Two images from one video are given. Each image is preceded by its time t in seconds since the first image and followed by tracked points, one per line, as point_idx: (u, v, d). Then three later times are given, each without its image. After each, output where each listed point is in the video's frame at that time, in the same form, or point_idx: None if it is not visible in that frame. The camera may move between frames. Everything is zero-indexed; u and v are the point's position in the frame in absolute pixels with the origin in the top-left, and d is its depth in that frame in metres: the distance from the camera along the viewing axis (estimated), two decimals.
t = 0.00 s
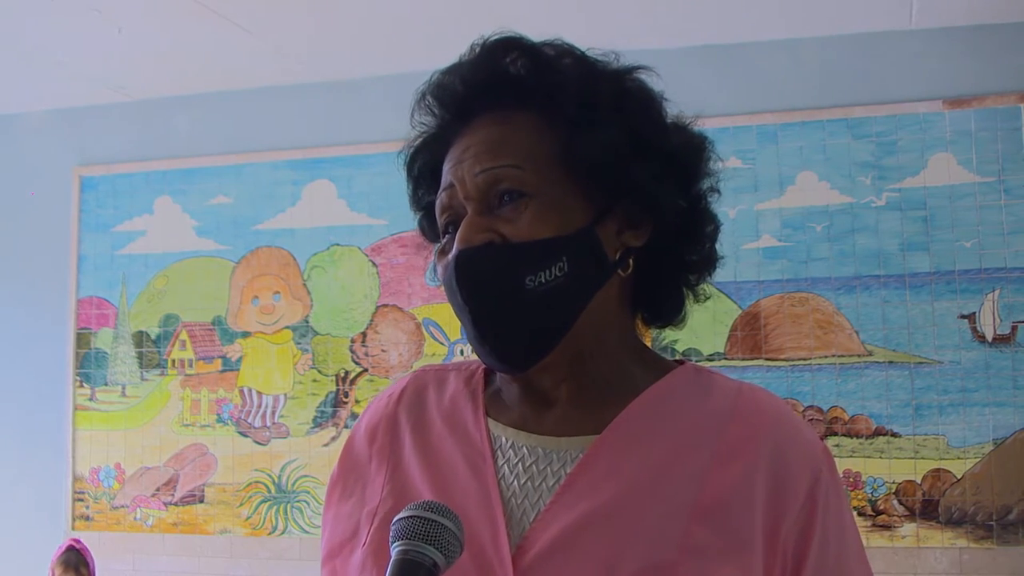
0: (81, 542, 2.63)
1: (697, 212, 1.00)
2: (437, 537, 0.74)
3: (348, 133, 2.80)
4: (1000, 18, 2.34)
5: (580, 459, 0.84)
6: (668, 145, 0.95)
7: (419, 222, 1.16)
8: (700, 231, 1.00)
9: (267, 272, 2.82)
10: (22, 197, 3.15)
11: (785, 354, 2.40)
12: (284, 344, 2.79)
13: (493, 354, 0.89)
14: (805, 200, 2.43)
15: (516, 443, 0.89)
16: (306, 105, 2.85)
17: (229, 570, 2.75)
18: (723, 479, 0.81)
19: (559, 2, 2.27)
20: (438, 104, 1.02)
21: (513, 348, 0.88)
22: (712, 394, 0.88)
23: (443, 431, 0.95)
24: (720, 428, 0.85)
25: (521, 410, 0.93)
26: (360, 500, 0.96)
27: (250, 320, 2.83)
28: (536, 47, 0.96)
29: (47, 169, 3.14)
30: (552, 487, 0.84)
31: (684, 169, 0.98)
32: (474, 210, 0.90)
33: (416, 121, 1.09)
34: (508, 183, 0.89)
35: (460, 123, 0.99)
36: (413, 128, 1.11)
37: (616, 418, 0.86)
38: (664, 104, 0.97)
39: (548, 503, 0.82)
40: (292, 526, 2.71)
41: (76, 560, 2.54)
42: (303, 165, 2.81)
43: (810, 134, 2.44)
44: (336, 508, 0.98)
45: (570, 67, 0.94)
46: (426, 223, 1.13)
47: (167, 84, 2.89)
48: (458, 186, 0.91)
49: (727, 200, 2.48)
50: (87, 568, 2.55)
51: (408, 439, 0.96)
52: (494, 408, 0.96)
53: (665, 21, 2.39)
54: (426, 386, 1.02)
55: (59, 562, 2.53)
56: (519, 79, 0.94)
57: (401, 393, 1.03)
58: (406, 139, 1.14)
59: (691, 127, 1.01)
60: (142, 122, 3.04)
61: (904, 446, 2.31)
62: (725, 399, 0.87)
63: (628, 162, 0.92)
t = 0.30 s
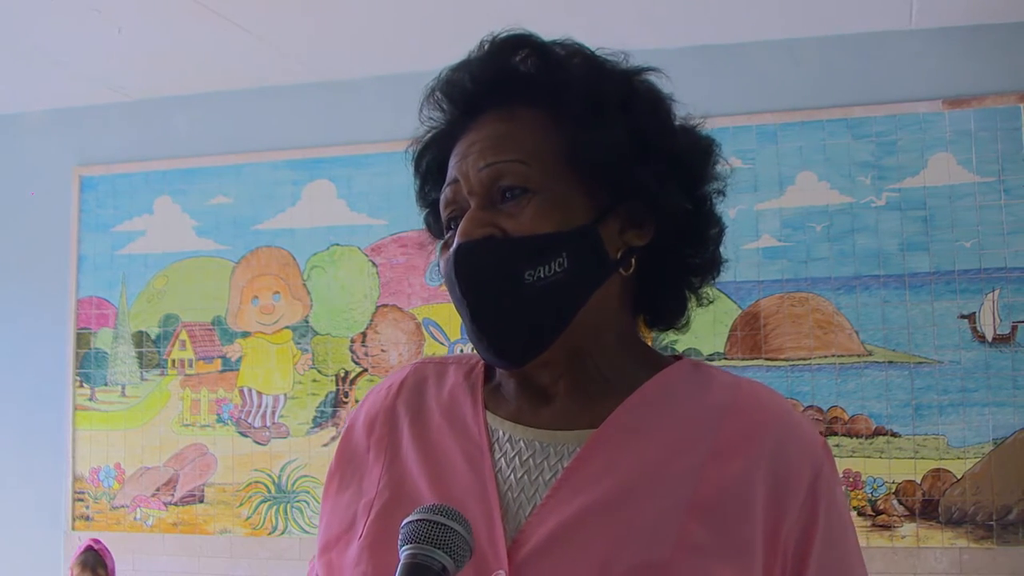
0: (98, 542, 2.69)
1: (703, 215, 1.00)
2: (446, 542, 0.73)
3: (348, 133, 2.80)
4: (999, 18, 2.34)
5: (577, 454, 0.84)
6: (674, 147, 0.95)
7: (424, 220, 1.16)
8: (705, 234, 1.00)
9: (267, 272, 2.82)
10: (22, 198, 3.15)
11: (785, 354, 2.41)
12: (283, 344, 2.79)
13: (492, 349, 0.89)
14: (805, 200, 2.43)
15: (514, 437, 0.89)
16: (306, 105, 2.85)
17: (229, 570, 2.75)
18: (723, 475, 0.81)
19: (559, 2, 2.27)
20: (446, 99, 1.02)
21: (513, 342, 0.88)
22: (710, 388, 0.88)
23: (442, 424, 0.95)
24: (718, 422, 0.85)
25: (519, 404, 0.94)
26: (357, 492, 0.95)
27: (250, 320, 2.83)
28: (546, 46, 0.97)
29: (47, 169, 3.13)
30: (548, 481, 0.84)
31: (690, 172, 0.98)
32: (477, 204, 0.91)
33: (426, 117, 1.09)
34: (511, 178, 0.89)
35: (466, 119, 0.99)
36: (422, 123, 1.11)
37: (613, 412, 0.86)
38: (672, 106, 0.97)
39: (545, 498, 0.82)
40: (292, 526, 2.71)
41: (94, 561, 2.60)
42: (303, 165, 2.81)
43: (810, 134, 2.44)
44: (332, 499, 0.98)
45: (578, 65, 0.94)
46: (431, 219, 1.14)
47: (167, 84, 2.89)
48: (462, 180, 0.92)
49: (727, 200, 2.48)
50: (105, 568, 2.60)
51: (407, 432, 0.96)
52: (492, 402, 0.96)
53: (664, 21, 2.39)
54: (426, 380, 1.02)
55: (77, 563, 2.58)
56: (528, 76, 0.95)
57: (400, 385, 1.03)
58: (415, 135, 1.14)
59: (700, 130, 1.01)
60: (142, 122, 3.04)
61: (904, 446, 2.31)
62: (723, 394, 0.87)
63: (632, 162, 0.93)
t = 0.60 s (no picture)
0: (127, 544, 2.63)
1: (701, 211, 1.00)
2: (450, 545, 0.73)
3: (348, 133, 2.80)
4: (999, 18, 2.34)
5: (577, 454, 0.84)
6: (670, 142, 0.95)
7: (423, 221, 1.16)
8: (703, 230, 1.00)
9: (267, 272, 2.82)
10: (22, 198, 3.15)
11: (785, 354, 2.41)
12: (284, 344, 2.79)
13: (489, 347, 0.89)
14: (805, 200, 2.43)
15: (513, 437, 0.89)
16: (306, 105, 2.85)
17: (229, 570, 2.75)
18: (722, 474, 0.81)
19: (559, 2, 2.27)
20: (442, 99, 1.02)
21: (509, 340, 0.88)
22: (708, 386, 0.88)
23: (443, 424, 0.95)
24: (716, 420, 0.85)
25: (517, 403, 0.94)
26: (356, 491, 0.95)
27: (251, 320, 2.83)
28: (542, 44, 0.97)
29: (46, 169, 3.13)
30: (549, 482, 0.84)
31: (687, 167, 0.97)
32: (473, 202, 0.91)
33: (422, 118, 1.10)
34: (507, 175, 0.89)
35: (463, 119, 0.99)
36: (419, 125, 1.11)
37: (613, 411, 0.86)
38: (668, 101, 0.97)
39: (545, 498, 0.83)
40: (292, 526, 2.71)
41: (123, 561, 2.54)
42: (303, 165, 2.81)
43: (810, 134, 2.44)
44: (330, 498, 0.97)
45: (572, 62, 0.94)
46: (430, 220, 1.13)
47: (167, 84, 2.89)
48: (458, 179, 0.92)
49: (727, 200, 2.48)
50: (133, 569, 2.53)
51: (407, 432, 0.96)
52: (491, 402, 0.96)
53: (664, 21, 2.39)
54: (426, 380, 1.02)
55: (106, 564, 2.52)
56: (524, 73, 0.95)
57: (400, 385, 1.03)
58: (413, 136, 1.15)
59: (696, 126, 1.01)
60: (142, 122, 3.04)
61: (904, 446, 2.31)
62: (721, 391, 0.87)
63: (628, 158, 0.92)
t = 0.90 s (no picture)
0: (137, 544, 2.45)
1: (696, 204, 0.99)
2: (437, 544, 0.73)
3: (348, 133, 2.80)
4: (1000, 18, 2.34)
5: (580, 457, 0.84)
6: (662, 138, 0.95)
7: (418, 224, 1.16)
8: (699, 222, 1.00)
9: (267, 272, 2.82)
10: (22, 199, 3.15)
11: (785, 353, 2.41)
12: (284, 344, 2.79)
13: (488, 355, 0.90)
14: (805, 200, 2.43)
15: (518, 439, 0.90)
16: (306, 105, 2.85)
17: (230, 570, 2.75)
18: (724, 476, 0.81)
19: (560, 2, 2.27)
20: (430, 106, 1.02)
21: (508, 348, 0.89)
22: (711, 389, 0.88)
23: (447, 426, 0.95)
24: (718, 422, 0.85)
25: (520, 404, 0.94)
26: (359, 491, 0.95)
27: (251, 320, 2.83)
28: (528, 45, 0.97)
29: (46, 169, 3.13)
30: (553, 483, 0.85)
31: (680, 161, 0.97)
32: (466, 211, 0.91)
33: (412, 124, 1.10)
34: (499, 182, 0.89)
35: (451, 124, 0.99)
36: (409, 131, 1.12)
37: (615, 414, 0.87)
38: (658, 95, 0.97)
39: (549, 500, 0.83)
40: (292, 527, 2.71)
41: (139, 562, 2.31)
42: (303, 165, 2.81)
43: (810, 134, 2.44)
44: (334, 497, 0.97)
45: (558, 62, 0.94)
46: (426, 223, 1.13)
47: (167, 84, 2.89)
48: (451, 187, 0.92)
49: (727, 200, 2.48)
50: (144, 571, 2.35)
51: (411, 433, 0.96)
52: (495, 403, 0.96)
53: (665, 21, 2.39)
54: (430, 381, 1.03)
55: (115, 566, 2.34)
56: (511, 76, 0.95)
57: (405, 386, 1.03)
58: (403, 142, 1.15)
59: (688, 118, 1.00)
60: (142, 122, 3.04)
61: (904, 445, 2.32)
62: (724, 394, 0.87)
63: (619, 157, 0.92)
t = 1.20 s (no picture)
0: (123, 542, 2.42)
1: (699, 205, 0.99)
2: (434, 550, 0.74)
3: (348, 133, 2.80)
4: (999, 18, 2.34)
5: (586, 461, 0.85)
6: (663, 139, 0.94)
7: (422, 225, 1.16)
8: (703, 223, 0.99)
9: (267, 272, 2.82)
10: (22, 199, 3.15)
11: (785, 354, 2.41)
12: (284, 344, 2.79)
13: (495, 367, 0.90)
14: (805, 200, 2.43)
15: (524, 443, 0.90)
16: (306, 104, 2.85)
17: (230, 570, 2.75)
18: (728, 481, 0.81)
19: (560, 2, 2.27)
20: (430, 110, 1.02)
21: (513, 361, 0.89)
22: (719, 393, 0.88)
23: (454, 429, 0.95)
24: (725, 427, 0.84)
25: (527, 408, 0.94)
26: (369, 493, 0.96)
27: (251, 320, 2.83)
28: (525, 47, 0.97)
29: (46, 169, 3.14)
30: (559, 487, 0.85)
31: (682, 161, 0.96)
32: (467, 221, 0.90)
33: (412, 128, 1.10)
34: (499, 191, 0.88)
35: (452, 128, 0.99)
36: (409, 134, 1.12)
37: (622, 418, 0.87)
38: (660, 95, 0.96)
39: (555, 503, 0.83)
40: (292, 526, 2.71)
41: (118, 560, 2.32)
42: (303, 165, 2.81)
43: (810, 134, 2.44)
44: (344, 500, 0.98)
45: (557, 65, 0.94)
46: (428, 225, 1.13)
47: (167, 84, 2.89)
48: (451, 196, 0.91)
49: (727, 201, 2.48)
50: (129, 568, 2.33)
51: (420, 437, 0.97)
52: (502, 405, 0.96)
53: (664, 21, 2.39)
54: (440, 383, 1.03)
55: (100, 562, 2.31)
56: (508, 81, 0.95)
57: (415, 388, 1.03)
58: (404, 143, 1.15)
59: (689, 117, 1.00)
60: (142, 122, 3.04)
61: (904, 445, 2.31)
62: (732, 399, 0.87)
63: (620, 161, 0.92)
